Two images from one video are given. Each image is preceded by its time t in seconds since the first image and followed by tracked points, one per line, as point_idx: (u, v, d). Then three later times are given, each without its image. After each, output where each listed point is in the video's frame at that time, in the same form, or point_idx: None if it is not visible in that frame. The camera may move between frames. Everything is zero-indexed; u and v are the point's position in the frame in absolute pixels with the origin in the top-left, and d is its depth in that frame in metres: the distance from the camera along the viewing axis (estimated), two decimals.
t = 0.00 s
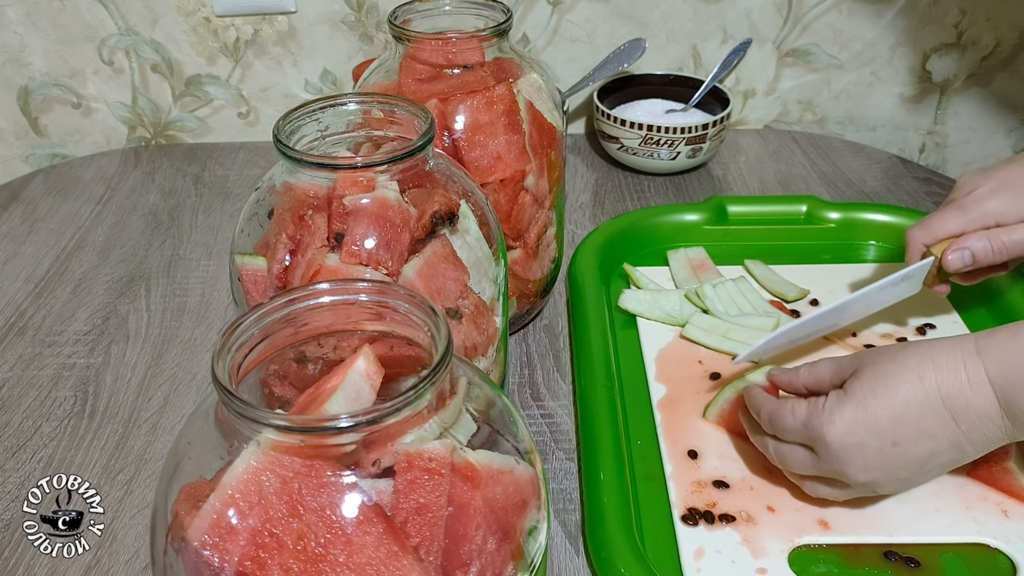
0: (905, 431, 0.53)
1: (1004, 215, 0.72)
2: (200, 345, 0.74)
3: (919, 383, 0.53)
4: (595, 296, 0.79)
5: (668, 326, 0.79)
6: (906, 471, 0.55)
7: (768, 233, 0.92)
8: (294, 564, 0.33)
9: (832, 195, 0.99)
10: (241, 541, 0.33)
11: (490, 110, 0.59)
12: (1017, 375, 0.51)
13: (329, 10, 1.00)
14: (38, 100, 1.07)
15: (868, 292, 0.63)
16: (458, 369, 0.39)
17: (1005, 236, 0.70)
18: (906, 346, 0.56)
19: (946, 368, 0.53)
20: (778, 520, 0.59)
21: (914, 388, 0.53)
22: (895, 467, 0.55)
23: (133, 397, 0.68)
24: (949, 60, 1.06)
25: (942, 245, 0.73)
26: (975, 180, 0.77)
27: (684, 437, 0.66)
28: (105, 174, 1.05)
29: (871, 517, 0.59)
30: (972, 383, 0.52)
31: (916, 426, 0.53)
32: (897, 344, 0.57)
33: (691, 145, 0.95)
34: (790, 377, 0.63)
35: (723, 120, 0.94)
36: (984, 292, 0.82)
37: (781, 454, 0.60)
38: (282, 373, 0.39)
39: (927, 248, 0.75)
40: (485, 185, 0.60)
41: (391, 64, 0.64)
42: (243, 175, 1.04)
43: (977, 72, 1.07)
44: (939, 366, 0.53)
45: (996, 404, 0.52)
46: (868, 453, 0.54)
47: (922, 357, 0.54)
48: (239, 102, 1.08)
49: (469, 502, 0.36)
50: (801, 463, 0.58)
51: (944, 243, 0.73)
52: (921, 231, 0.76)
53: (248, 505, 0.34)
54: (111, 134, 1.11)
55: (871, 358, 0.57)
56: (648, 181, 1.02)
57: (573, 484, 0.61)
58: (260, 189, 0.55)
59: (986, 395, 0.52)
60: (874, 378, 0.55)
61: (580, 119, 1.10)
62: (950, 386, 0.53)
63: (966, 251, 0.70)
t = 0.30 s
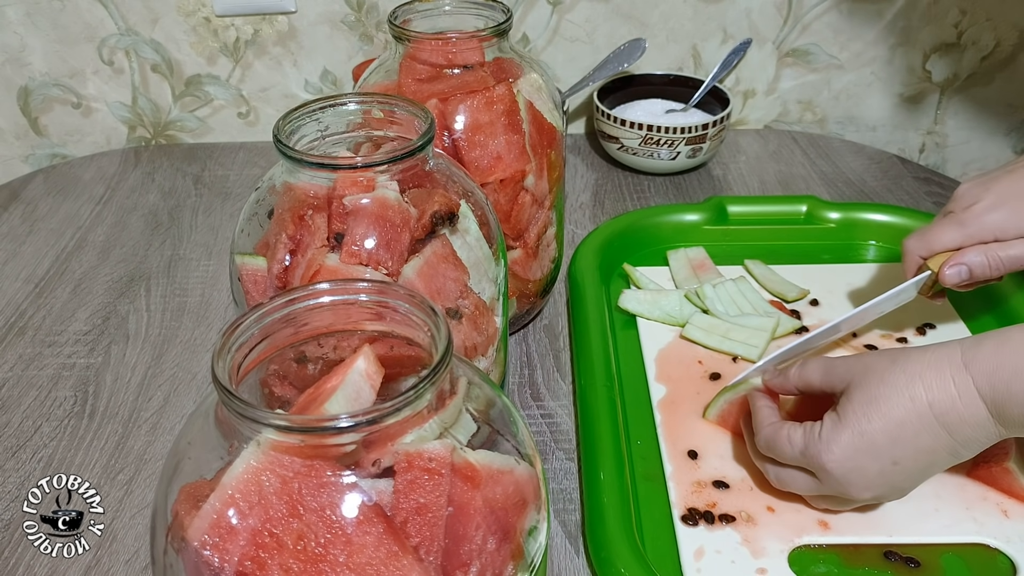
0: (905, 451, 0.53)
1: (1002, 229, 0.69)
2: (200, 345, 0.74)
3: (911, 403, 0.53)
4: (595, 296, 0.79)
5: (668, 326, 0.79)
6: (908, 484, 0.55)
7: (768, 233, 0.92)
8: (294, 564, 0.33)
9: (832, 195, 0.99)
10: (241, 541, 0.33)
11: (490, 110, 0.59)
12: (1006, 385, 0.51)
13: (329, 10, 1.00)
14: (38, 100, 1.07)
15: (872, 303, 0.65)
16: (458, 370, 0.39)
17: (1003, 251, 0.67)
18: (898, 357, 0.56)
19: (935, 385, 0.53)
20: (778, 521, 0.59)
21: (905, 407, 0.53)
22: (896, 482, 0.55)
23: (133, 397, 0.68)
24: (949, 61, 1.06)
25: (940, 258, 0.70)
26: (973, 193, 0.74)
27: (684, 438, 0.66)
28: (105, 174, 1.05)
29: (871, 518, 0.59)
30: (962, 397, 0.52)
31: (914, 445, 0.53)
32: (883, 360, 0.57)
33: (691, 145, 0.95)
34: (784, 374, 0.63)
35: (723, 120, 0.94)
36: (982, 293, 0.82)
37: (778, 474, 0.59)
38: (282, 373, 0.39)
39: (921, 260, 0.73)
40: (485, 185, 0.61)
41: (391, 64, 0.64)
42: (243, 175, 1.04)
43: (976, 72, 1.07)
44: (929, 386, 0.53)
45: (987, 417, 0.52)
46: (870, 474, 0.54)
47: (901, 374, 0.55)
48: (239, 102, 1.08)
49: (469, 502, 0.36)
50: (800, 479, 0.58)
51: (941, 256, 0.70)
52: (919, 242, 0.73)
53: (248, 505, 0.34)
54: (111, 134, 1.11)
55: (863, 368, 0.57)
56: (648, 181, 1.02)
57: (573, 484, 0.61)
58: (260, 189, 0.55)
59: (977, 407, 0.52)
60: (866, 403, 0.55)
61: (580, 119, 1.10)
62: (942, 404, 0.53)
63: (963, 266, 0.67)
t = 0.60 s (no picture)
0: (895, 441, 0.53)
1: (998, 249, 0.65)
2: (200, 345, 0.74)
3: (899, 394, 0.53)
4: (595, 297, 0.79)
5: (668, 326, 0.79)
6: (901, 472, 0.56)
7: (768, 233, 0.92)
8: (294, 564, 0.33)
9: (832, 195, 0.99)
10: (241, 541, 0.33)
11: (489, 110, 0.59)
12: (994, 374, 0.51)
13: (329, 10, 1.00)
14: (39, 100, 1.07)
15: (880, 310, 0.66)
16: (458, 370, 0.39)
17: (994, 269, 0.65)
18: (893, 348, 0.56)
19: (923, 376, 0.53)
20: (778, 521, 0.59)
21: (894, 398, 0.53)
22: (891, 470, 0.55)
23: (133, 397, 0.68)
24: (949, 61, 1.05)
25: (933, 270, 0.68)
26: (973, 210, 0.69)
27: (684, 438, 0.66)
28: (105, 174, 1.05)
29: (871, 518, 0.59)
30: (950, 388, 0.52)
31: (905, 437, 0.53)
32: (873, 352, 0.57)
33: (691, 145, 0.95)
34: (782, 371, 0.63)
35: (723, 120, 0.94)
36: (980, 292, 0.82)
37: (776, 475, 0.59)
38: (282, 373, 0.39)
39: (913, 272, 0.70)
40: (485, 185, 0.61)
41: (391, 64, 0.64)
42: (243, 175, 1.04)
43: (976, 72, 1.07)
44: (920, 373, 0.53)
45: (976, 407, 0.52)
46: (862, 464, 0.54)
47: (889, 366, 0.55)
48: (239, 102, 1.08)
49: (469, 503, 0.36)
50: (796, 478, 0.58)
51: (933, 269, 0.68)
52: (910, 252, 0.70)
53: (248, 505, 0.34)
54: (111, 134, 1.11)
55: (853, 360, 0.57)
56: (648, 181, 1.02)
57: (573, 484, 0.61)
58: (260, 189, 0.55)
59: (965, 397, 0.52)
60: (855, 395, 0.54)
61: (580, 119, 1.10)
62: (931, 395, 0.53)
63: (955, 283, 0.65)
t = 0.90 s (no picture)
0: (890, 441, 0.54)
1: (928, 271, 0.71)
2: (200, 345, 0.74)
3: (899, 394, 0.53)
4: (595, 297, 0.79)
5: (668, 326, 0.79)
6: (895, 474, 0.56)
7: (768, 233, 0.92)
8: (294, 564, 0.33)
9: (832, 195, 0.99)
10: (241, 541, 0.33)
11: (489, 110, 0.59)
12: (995, 378, 0.50)
13: (329, 10, 1.00)
14: (39, 100, 1.07)
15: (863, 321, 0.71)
16: (458, 370, 0.39)
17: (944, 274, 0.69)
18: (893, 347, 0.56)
19: (924, 375, 0.53)
20: (778, 521, 0.59)
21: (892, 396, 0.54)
22: (884, 470, 0.55)
23: (133, 397, 0.68)
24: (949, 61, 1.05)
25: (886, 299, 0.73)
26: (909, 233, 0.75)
27: (684, 437, 0.66)
28: (105, 174, 1.05)
29: (871, 518, 0.59)
30: (951, 389, 0.52)
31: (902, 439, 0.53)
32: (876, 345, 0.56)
33: (691, 145, 0.95)
34: (777, 377, 0.63)
35: (723, 120, 0.94)
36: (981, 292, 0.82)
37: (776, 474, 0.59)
38: (282, 373, 0.39)
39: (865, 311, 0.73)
40: (485, 185, 0.61)
41: (391, 64, 0.64)
42: (243, 175, 1.04)
43: (977, 72, 1.07)
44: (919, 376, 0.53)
45: (975, 409, 0.52)
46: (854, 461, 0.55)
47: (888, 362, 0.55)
48: (239, 102, 1.08)
49: (469, 502, 0.36)
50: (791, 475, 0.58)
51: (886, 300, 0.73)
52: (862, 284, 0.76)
53: (248, 505, 0.34)
54: (111, 134, 1.11)
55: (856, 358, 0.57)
56: (648, 181, 1.02)
57: (573, 484, 0.61)
58: (260, 189, 0.55)
59: (965, 400, 0.52)
60: (855, 390, 0.55)
61: (580, 119, 1.10)
62: (931, 396, 0.53)
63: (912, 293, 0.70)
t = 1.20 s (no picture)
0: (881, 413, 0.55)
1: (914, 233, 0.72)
2: (200, 345, 0.74)
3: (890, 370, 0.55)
4: (595, 296, 0.79)
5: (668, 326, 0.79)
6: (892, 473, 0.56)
7: (768, 233, 0.91)
8: (294, 564, 0.33)
9: (832, 195, 0.99)
10: (241, 541, 0.33)
11: (490, 110, 0.59)
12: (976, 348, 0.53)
13: (329, 10, 1.00)
14: (38, 100, 1.07)
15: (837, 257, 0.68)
16: (458, 369, 0.39)
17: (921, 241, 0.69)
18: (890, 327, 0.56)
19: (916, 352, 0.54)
20: (778, 520, 0.59)
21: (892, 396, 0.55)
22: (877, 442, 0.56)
23: (133, 397, 0.68)
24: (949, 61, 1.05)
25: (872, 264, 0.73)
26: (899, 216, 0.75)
27: (684, 437, 0.66)
28: (105, 174, 1.05)
29: (871, 518, 0.59)
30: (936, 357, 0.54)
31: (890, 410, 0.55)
32: (876, 332, 0.56)
33: (691, 145, 0.95)
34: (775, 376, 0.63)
35: (723, 120, 0.94)
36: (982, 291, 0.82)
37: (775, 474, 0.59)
38: (282, 373, 0.39)
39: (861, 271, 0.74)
40: (485, 185, 0.61)
41: (391, 64, 0.64)
42: (243, 175, 1.04)
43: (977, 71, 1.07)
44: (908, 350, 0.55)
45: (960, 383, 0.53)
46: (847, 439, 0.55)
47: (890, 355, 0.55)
48: (239, 102, 1.08)
49: (468, 502, 0.36)
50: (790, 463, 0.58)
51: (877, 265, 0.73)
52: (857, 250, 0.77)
53: (248, 505, 0.34)
54: (111, 134, 1.11)
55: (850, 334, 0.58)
56: (648, 181, 1.02)
57: (573, 484, 0.61)
58: (260, 189, 0.55)
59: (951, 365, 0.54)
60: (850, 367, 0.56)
61: (580, 119, 1.10)
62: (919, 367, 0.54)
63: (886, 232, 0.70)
